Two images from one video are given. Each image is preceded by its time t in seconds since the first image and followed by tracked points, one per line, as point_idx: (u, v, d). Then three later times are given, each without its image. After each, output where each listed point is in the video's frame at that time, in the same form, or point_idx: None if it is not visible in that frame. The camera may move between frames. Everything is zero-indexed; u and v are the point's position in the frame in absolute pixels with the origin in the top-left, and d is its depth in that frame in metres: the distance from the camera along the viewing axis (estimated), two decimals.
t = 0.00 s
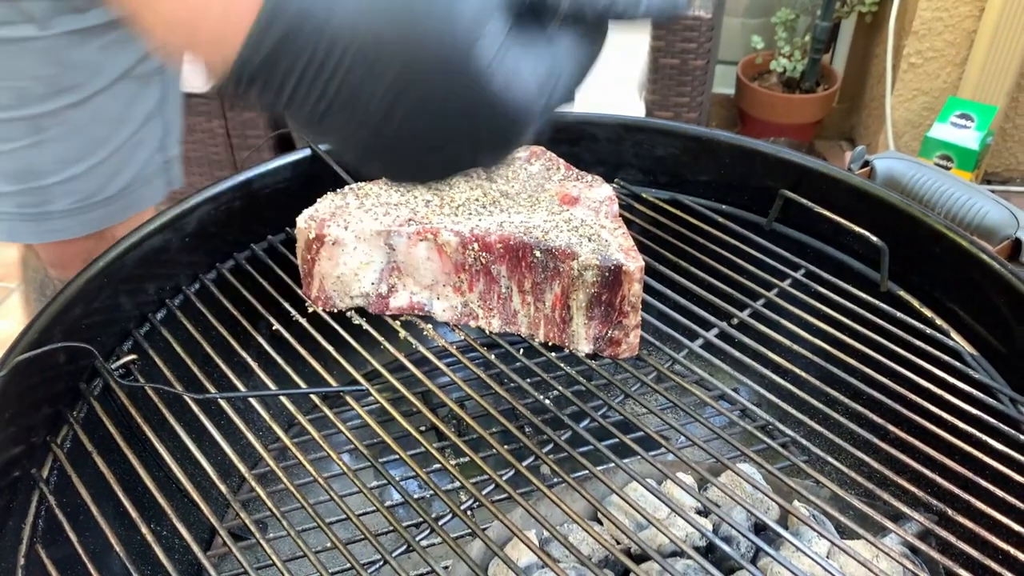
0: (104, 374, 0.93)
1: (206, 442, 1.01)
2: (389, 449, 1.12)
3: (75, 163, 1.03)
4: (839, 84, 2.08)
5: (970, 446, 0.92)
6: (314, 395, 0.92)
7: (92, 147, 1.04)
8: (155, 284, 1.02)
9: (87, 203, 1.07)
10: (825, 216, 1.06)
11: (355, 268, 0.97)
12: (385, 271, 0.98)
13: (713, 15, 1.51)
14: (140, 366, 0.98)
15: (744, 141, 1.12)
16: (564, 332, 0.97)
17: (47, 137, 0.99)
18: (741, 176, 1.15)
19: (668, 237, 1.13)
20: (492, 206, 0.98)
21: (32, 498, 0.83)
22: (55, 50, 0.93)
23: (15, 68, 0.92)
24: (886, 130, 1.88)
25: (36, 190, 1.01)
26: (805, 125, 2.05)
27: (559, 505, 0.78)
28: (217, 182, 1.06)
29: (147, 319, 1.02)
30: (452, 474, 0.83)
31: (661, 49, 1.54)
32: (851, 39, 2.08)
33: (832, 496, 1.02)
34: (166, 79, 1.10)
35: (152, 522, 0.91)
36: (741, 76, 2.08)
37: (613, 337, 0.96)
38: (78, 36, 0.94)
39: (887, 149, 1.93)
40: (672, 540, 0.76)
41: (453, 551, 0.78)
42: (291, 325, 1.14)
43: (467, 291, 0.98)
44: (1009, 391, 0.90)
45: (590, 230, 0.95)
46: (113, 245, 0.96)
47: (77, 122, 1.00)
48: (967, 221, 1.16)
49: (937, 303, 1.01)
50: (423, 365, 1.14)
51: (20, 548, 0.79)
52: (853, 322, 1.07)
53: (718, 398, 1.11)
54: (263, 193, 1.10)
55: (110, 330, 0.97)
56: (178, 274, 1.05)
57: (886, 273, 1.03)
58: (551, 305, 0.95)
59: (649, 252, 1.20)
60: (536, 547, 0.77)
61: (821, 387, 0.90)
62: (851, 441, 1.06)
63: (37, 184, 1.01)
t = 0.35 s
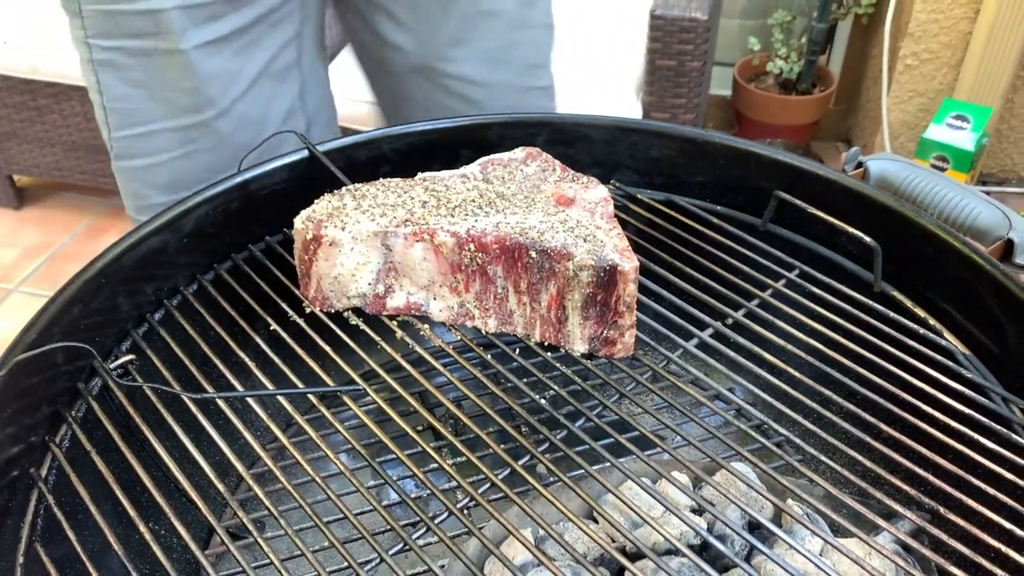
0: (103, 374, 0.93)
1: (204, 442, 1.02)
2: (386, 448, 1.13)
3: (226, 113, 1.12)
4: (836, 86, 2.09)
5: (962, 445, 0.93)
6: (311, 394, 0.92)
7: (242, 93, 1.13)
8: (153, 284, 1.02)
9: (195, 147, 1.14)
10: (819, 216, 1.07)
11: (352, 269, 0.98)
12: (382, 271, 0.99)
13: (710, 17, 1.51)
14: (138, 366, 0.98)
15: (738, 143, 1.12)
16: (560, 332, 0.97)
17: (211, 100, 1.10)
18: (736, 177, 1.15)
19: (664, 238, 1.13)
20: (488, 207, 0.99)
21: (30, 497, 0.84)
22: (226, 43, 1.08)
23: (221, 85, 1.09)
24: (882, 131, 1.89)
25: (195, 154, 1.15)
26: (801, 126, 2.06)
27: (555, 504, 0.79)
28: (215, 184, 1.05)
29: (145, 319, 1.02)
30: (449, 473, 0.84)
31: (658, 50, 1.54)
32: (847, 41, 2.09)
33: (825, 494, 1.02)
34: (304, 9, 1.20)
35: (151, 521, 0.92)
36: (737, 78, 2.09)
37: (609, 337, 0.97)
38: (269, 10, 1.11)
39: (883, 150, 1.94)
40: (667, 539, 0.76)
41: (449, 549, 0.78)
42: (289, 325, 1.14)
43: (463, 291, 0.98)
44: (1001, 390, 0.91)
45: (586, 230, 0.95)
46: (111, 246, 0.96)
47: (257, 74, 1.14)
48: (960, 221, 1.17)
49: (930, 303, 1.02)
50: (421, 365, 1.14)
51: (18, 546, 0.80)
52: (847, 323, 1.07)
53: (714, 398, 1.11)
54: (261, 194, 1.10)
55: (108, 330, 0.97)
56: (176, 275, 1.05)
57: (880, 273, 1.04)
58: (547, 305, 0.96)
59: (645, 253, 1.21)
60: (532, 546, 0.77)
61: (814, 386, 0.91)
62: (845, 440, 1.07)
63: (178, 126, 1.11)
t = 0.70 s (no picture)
0: (97, 374, 0.93)
1: (199, 442, 1.02)
2: (382, 449, 1.13)
3: (304, 140, 1.21)
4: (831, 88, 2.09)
5: (957, 445, 0.93)
6: (307, 395, 0.92)
7: (332, 125, 1.26)
8: (148, 285, 1.02)
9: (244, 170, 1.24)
10: (814, 216, 1.07)
11: (347, 269, 0.98)
12: (377, 271, 0.99)
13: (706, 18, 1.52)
14: (133, 366, 0.98)
15: (733, 143, 1.13)
16: (555, 332, 0.97)
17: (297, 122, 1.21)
18: (731, 178, 1.16)
19: (659, 239, 1.13)
20: (484, 207, 0.99)
21: (24, 497, 0.84)
22: (318, 75, 1.19)
23: (302, 112, 1.20)
24: (878, 133, 1.89)
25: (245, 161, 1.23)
26: (797, 128, 2.06)
27: (550, 504, 0.79)
28: (211, 184, 1.06)
29: (140, 320, 1.02)
30: (444, 473, 0.84)
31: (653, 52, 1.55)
32: (843, 44, 2.11)
33: (820, 494, 1.02)
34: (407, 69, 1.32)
35: (145, 522, 0.92)
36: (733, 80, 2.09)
37: (604, 337, 0.97)
38: (371, 55, 1.22)
39: (879, 151, 1.94)
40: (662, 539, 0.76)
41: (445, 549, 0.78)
42: (285, 326, 1.14)
43: (458, 291, 0.98)
44: (995, 390, 0.91)
45: (581, 230, 0.95)
46: (106, 245, 0.96)
47: (350, 104, 1.26)
48: (955, 222, 1.17)
49: (925, 303, 1.02)
50: (416, 366, 1.14)
51: (12, 547, 0.79)
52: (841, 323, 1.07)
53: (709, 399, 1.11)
54: (256, 194, 1.10)
55: (103, 330, 0.97)
56: (171, 276, 1.05)
57: (875, 274, 1.04)
58: (542, 305, 0.96)
59: (640, 253, 1.21)
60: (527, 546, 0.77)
61: (809, 386, 0.91)
62: (839, 440, 1.07)
63: (242, 145, 1.20)
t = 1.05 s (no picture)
0: (90, 384, 0.93)
1: (192, 451, 1.02)
2: (375, 457, 1.13)
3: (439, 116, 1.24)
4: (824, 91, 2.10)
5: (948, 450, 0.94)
6: (299, 403, 0.92)
7: (537, 93, 1.24)
8: (141, 294, 1.02)
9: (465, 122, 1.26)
10: (806, 222, 1.07)
11: (340, 278, 0.98)
12: (370, 279, 0.99)
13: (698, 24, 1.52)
14: (125, 376, 0.98)
15: (726, 150, 1.13)
16: (548, 339, 0.97)
17: (506, 91, 1.20)
18: (723, 184, 1.16)
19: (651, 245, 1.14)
20: (476, 214, 0.99)
21: (17, 509, 0.84)
22: (531, 42, 1.17)
23: (515, 80, 1.20)
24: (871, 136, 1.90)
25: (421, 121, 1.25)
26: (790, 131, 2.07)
27: (543, 512, 0.79)
28: (203, 193, 1.06)
29: (133, 329, 1.02)
30: (437, 481, 0.84)
31: (645, 57, 1.55)
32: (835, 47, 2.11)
33: (812, 500, 1.03)
34: (612, 33, 1.25)
35: (139, 531, 0.92)
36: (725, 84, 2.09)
37: (597, 344, 0.97)
38: (583, 24, 1.19)
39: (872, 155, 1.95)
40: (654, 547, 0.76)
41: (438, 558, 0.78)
42: (277, 334, 1.14)
43: (451, 299, 0.98)
44: (986, 395, 0.91)
45: (573, 238, 0.96)
46: (99, 255, 0.96)
47: (550, 75, 1.23)
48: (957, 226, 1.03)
49: (916, 309, 1.02)
50: (410, 373, 1.14)
51: (5, 558, 0.79)
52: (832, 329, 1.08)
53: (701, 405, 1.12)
54: (249, 202, 1.10)
55: (96, 340, 0.97)
56: (164, 284, 1.05)
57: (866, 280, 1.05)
58: (535, 313, 0.96)
59: (632, 259, 1.21)
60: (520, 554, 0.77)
61: (801, 392, 0.91)
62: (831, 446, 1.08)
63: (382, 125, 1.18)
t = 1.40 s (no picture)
0: (87, 389, 0.92)
1: (190, 455, 1.01)
2: (375, 460, 1.12)
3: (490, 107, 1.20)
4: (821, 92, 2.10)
5: (952, 451, 0.93)
6: (298, 407, 0.91)
7: (580, 81, 1.20)
8: (138, 297, 1.02)
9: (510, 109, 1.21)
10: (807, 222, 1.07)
11: (339, 280, 0.97)
12: (369, 281, 0.98)
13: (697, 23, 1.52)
14: (123, 380, 0.97)
15: (726, 150, 1.12)
16: (549, 341, 0.97)
17: (548, 80, 1.16)
18: (724, 184, 1.15)
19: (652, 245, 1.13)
20: (476, 216, 0.99)
21: (13, 514, 0.83)
22: (581, 31, 1.13)
23: (561, 68, 1.16)
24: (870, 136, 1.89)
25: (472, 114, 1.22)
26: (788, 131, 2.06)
27: (545, 515, 0.78)
28: (201, 195, 1.05)
29: (130, 332, 1.01)
30: (437, 484, 0.83)
31: (644, 57, 1.55)
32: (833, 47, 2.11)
33: (816, 502, 1.02)
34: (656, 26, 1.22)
35: (136, 536, 0.91)
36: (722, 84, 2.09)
37: (598, 345, 0.96)
38: (639, 14, 1.16)
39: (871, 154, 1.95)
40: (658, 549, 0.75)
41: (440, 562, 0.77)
42: (276, 337, 1.14)
43: (451, 301, 0.98)
44: (991, 396, 0.91)
45: (574, 239, 0.95)
46: (95, 258, 0.95)
47: (597, 63, 1.19)
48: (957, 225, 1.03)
49: (918, 309, 1.02)
50: (410, 375, 1.13)
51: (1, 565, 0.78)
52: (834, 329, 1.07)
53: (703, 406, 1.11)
54: (247, 204, 1.10)
55: (93, 344, 0.96)
56: (161, 287, 1.04)
57: (868, 280, 1.04)
58: (536, 314, 0.95)
59: (633, 260, 1.20)
60: (522, 558, 0.76)
61: (804, 393, 0.90)
62: (833, 447, 1.07)
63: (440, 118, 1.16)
